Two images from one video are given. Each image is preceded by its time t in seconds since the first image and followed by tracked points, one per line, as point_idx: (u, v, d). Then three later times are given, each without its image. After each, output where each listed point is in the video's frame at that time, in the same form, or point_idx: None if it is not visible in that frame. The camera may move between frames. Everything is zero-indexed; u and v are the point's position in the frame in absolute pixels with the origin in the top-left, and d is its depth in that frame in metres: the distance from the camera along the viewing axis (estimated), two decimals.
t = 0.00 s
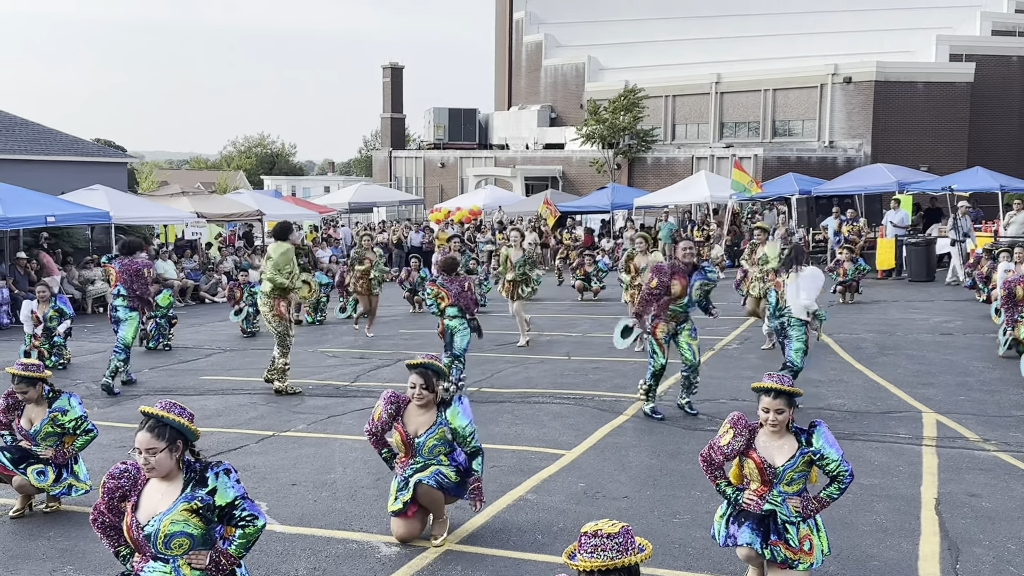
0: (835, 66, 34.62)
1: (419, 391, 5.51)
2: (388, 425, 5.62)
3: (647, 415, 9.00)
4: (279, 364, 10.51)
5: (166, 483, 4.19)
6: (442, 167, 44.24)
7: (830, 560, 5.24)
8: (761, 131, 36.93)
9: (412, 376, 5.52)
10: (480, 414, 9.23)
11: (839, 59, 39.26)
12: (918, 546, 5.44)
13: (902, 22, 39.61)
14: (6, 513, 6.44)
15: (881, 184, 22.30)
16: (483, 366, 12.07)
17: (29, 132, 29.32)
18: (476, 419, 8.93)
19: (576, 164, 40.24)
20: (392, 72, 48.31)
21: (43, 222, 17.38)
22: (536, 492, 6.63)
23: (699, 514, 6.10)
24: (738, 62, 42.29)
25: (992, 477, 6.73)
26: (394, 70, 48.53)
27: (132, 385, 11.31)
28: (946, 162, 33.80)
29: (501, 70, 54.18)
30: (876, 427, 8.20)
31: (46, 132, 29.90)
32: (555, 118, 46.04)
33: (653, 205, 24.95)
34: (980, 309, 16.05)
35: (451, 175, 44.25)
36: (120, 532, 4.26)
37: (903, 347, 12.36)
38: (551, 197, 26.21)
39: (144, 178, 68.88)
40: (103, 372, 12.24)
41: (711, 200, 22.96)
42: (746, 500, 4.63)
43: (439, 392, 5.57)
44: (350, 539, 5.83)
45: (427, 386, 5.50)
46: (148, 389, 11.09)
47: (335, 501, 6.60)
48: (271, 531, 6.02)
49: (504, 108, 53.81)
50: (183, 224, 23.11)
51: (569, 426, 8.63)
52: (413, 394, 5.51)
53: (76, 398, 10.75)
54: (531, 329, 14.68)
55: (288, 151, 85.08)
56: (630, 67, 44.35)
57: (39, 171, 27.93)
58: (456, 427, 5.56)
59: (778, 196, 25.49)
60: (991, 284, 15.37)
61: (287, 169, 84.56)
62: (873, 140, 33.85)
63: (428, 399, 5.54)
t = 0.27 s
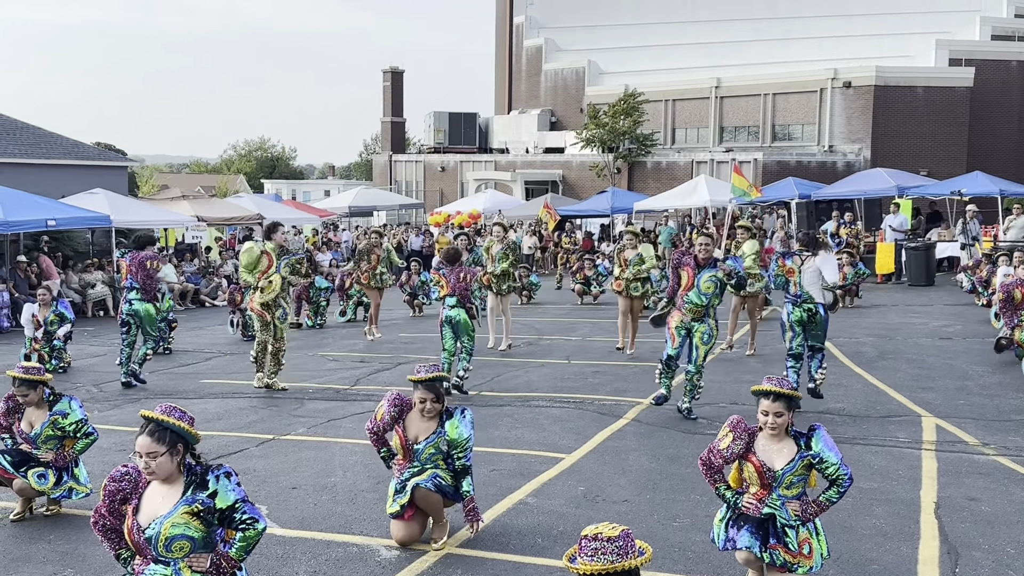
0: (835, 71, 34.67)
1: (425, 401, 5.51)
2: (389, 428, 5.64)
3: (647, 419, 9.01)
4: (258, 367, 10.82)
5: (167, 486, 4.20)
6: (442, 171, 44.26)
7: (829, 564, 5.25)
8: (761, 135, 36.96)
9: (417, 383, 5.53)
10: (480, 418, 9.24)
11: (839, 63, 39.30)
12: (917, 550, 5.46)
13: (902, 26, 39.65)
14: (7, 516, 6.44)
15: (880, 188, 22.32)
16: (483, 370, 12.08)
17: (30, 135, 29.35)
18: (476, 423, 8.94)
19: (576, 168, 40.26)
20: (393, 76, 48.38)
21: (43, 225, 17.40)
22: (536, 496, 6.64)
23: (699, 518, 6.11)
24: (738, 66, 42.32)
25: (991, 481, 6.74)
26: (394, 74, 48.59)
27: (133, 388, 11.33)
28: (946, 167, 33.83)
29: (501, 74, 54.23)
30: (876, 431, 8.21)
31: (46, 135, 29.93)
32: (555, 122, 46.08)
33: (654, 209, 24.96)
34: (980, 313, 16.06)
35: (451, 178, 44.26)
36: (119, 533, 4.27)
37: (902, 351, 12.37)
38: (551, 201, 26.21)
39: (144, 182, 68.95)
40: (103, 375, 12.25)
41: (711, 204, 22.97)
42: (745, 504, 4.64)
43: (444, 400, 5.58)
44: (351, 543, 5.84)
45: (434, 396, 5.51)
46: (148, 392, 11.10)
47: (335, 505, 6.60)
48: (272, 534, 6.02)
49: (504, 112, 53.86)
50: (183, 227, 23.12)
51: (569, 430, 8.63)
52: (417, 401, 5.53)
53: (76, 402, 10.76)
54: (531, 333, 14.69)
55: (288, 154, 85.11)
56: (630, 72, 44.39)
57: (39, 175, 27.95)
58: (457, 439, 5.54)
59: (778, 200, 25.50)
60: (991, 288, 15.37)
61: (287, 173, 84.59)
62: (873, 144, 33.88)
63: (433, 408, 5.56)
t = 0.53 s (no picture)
0: (834, 74, 34.73)
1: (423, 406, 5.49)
2: (387, 430, 5.62)
3: (647, 422, 9.01)
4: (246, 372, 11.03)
5: (165, 488, 4.20)
6: (441, 174, 44.27)
7: (828, 566, 5.25)
8: (760, 138, 36.99)
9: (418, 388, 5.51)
10: (479, 420, 9.24)
11: (839, 67, 39.34)
12: (916, 552, 5.46)
13: (900, 30, 39.71)
14: (5, 519, 6.44)
15: (880, 192, 22.33)
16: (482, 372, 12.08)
17: (30, 138, 29.36)
18: (475, 426, 8.95)
19: (575, 171, 40.29)
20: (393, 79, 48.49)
21: (42, 228, 17.40)
22: (534, 499, 6.64)
23: (698, 520, 6.11)
24: (737, 69, 42.38)
25: (990, 483, 6.75)
26: (394, 77, 48.69)
27: (131, 391, 11.32)
28: (945, 170, 33.87)
29: (501, 77, 54.28)
30: (875, 434, 8.21)
31: (46, 138, 29.94)
32: (554, 125, 46.12)
33: (653, 212, 24.97)
34: (979, 316, 16.07)
35: (450, 181, 44.28)
36: (117, 534, 4.28)
37: (901, 354, 12.38)
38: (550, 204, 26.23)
39: (144, 184, 69.02)
40: (103, 378, 12.24)
41: (710, 208, 22.97)
42: (744, 506, 4.64)
43: (443, 405, 5.57)
44: (349, 545, 5.84)
45: (433, 401, 5.50)
46: (147, 395, 11.09)
47: (334, 507, 6.60)
48: (270, 536, 6.02)
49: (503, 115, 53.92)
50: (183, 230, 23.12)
51: (568, 433, 8.64)
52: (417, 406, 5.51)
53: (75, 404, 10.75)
54: (531, 335, 14.69)
55: (287, 157, 85.14)
56: (629, 75, 44.44)
57: (38, 177, 27.95)
58: (457, 445, 5.54)
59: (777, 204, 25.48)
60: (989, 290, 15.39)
61: (287, 176, 84.59)
62: (872, 147, 33.91)
63: (432, 414, 5.54)
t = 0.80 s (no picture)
0: (833, 76, 34.75)
1: (420, 406, 5.48)
2: (385, 432, 5.61)
3: (645, 423, 9.01)
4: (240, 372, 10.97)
5: (163, 490, 4.20)
6: (440, 176, 44.28)
7: (826, 568, 5.25)
8: (759, 140, 37.01)
9: (417, 389, 5.50)
10: (478, 422, 9.24)
11: (838, 69, 39.36)
12: (915, 554, 5.45)
13: (899, 32, 39.73)
14: (3, 521, 6.43)
15: (879, 195, 22.37)
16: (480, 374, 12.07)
17: (29, 139, 29.35)
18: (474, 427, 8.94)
19: (575, 173, 40.29)
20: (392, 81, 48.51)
21: (41, 229, 17.38)
22: (533, 501, 6.64)
23: (697, 522, 6.11)
24: (736, 71, 42.39)
25: (989, 486, 6.74)
26: (393, 79, 48.72)
27: (130, 393, 11.31)
28: (944, 172, 33.91)
29: (500, 78, 54.31)
30: (874, 436, 8.21)
31: (45, 139, 29.93)
32: (554, 127, 46.13)
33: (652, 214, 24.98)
34: (978, 318, 16.08)
35: (450, 183, 44.28)
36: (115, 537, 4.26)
37: (900, 356, 12.38)
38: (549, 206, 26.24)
39: (143, 187, 69.05)
40: (101, 379, 12.23)
41: (709, 209, 22.97)
42: (742, 508, 4.64)
43: (441, 405, 5.56)
44: (348, 547, 5.83)
45: (431, 402, 5.50)
46: (145, 397, 11.08)
47: (333, 509, 6.59)
48: (268, 538, 6.01)
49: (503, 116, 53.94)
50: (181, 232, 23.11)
51: (567, 434, 8.64)
52: (416, 407, 5.50)
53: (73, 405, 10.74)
54: (530, 337, 14.69)
55: (287, 159, 85.16)
56: (628, 77, 44.46)
57: (37, 178, 27.94)
58: (458, 441, 5.58)
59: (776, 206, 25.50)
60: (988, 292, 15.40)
61: (286, 178, 84.59)
62: (871, 149, 33.91)
63: (431, 415, 5.54)
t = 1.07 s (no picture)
0: (833, 77, 34.76)
1: (420, 403, 5.49)
2: (388, 432, 5.62)
3: (645, 424, 9.00)
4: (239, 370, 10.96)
5: (162, 490, 4.19)
6: (440, 176, 44.28)
7: (826, 569, 5.24)
8: (759, 140, 37.02)
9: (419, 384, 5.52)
10: (477, 422, 9.24)
11: (839, 69, 39.35)
12: (915, 554, 5.45)
13: (899, 32, 39.73)
14: (3, 521, 6.42)
15: (879, 195, 22.39)
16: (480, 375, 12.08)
17: (28, 140, 29.34)
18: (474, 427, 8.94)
19: (575, 173, 40.30)
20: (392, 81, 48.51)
21: (41, 229, 17.38)
22: (533, 501, 6.63)
23: (698, 522, 6.11)
24: (736, 71, 42.40)
25: (989, 486, 6.74)
26: (393, 79, 48.73)
27: (129, 393, 11.31)
28: (943, 173, 33.93)
29: (500, 78, 54.30)
30: (874, 436, 8.20)
31: (44, 140, 29.92)
32: (554, 127, 46.12)
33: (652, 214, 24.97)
34: (977, 318, 16.07)
35: (449, 183, 44.28)
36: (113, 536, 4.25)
37: (900, 357, 12.38)
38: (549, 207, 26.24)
39: (144, 187, 69.16)
40: (101, 379, 12.22)
41: (709, 210, 22.96)
42: (743, 509, 4.63)
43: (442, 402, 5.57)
44: (347, 547, 5.82)
45: (430, 398, 5.50)
46: (145, 397, 11.07)
47: (332, 509, 6.58)
48: (268, 538, 6.00)
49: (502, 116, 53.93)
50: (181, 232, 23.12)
51: (567, 435, 8.63)
52: (417, 402, 5.50)
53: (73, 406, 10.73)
54: (530, 338, 14.67)
55: (286, 159, 85.18)
56: (628, 77, 44.47)
57: (36, 179, 27.93)
58: (458, 438, 5.57)
59: (776, 206, 25.52)
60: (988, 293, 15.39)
61: (286, 178, 84.56)
62: (871, 150, 33.91)
63: (432, 412, 5.54)
